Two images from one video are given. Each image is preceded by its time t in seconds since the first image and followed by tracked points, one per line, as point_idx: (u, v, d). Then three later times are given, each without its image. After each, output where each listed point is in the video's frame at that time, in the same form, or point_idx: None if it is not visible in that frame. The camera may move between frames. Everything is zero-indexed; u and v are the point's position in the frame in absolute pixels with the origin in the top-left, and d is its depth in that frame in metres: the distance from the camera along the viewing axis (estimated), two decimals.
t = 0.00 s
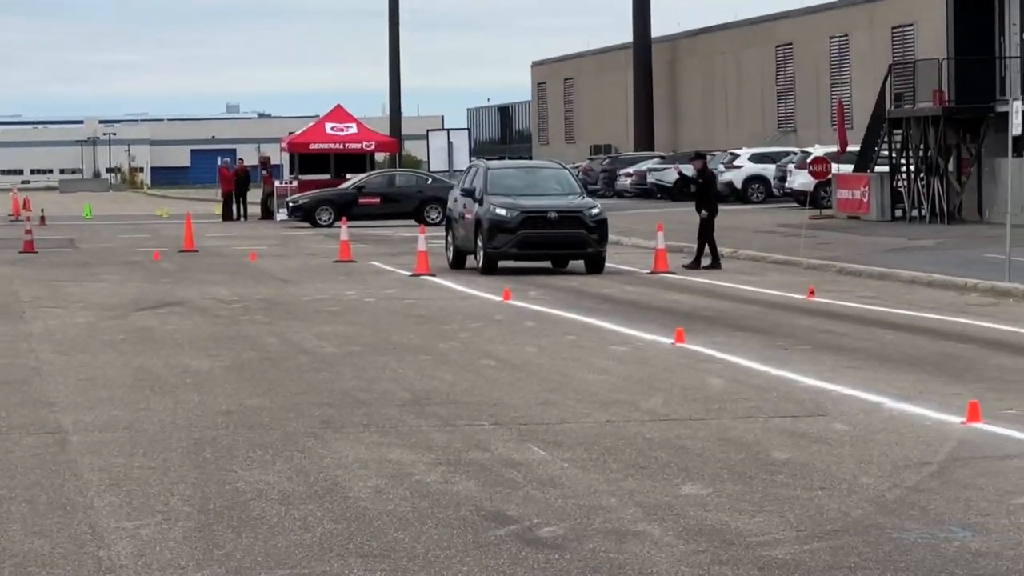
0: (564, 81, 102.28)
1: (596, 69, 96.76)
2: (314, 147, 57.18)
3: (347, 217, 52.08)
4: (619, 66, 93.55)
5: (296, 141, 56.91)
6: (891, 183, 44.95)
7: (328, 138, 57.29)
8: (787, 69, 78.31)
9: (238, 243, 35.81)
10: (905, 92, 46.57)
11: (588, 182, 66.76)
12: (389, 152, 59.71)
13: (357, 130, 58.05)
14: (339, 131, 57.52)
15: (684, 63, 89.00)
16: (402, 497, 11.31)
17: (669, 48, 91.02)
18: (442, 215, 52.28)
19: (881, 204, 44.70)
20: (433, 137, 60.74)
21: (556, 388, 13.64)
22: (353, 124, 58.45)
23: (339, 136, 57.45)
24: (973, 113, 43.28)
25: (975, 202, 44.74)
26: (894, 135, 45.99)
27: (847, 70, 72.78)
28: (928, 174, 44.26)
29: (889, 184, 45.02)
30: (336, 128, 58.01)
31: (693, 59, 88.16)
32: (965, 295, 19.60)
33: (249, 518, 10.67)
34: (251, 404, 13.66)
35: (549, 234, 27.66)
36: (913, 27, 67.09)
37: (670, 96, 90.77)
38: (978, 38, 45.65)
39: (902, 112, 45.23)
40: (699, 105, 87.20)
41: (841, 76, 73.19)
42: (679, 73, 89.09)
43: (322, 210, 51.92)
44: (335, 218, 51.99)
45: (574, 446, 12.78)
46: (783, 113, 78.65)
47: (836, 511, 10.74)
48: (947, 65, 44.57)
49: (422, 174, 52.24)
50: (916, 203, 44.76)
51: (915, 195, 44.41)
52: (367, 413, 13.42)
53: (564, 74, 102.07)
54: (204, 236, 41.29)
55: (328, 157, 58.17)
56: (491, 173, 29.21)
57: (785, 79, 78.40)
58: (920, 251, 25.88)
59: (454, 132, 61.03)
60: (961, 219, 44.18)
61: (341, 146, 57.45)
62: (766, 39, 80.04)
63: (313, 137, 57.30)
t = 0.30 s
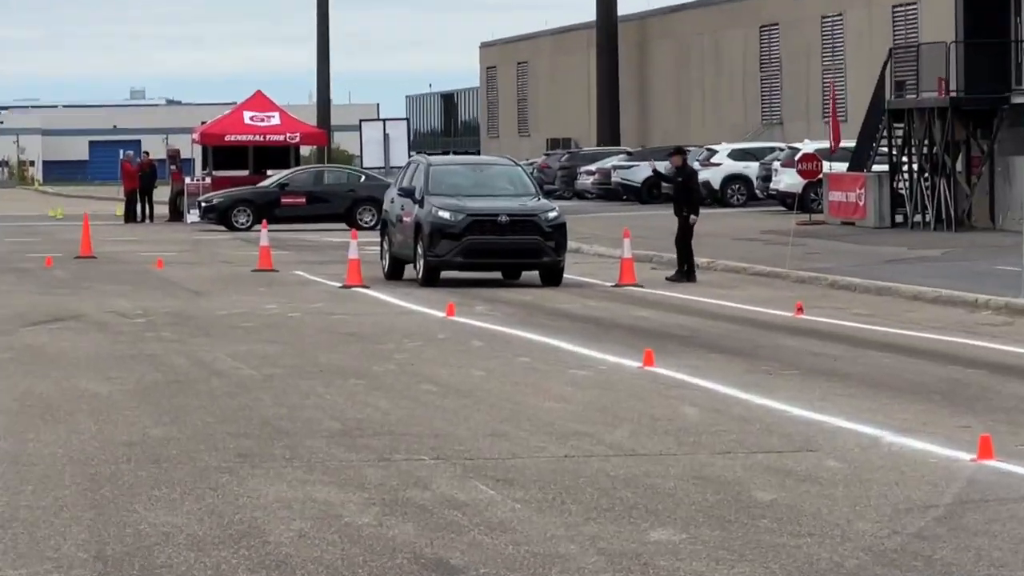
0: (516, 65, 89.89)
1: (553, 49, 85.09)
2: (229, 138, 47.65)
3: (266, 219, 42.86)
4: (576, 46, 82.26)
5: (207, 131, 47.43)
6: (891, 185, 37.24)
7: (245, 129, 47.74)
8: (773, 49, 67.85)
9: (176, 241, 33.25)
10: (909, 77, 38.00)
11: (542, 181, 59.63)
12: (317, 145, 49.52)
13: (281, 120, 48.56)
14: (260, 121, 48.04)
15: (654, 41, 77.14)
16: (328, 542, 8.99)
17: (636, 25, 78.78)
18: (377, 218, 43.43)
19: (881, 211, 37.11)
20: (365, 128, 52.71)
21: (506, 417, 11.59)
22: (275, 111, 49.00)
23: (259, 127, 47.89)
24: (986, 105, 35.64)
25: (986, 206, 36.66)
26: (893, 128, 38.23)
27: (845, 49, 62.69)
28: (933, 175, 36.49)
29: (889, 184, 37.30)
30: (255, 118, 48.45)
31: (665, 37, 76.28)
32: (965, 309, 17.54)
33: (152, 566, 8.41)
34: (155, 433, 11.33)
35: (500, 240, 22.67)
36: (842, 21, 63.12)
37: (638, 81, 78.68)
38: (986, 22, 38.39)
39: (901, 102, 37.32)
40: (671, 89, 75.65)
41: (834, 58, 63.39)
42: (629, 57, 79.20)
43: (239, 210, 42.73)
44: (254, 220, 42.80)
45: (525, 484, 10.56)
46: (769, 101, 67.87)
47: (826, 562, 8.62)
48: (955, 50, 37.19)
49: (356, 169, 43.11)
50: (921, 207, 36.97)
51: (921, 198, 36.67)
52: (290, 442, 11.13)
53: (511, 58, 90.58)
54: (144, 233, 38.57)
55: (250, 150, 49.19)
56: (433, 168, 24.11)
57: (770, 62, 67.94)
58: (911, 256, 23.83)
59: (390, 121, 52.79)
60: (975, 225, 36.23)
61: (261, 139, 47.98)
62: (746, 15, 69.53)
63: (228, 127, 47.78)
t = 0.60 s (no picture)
0: (491, 65, 84.05)
1: (531, 50, 79.80)
2: (167, 148, 41.96)
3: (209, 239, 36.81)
4: (555, 50, 77.39)
5: (143, 140, 41.87)
6: (908, 201, 31.31)
7: (187, 138, 42.12)
8: (776, 49, 62.39)
9: (133, 252, 31.03)
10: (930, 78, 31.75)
11: (518, 196, 53.92)
12: (268, 156, 43.86)
13: (226, 127, 43.01)
14: (202, 127, 42.37)
15: (642, 41, 71.59)
16: None
17: (625, 21, 72.93)
18: (334, 237, 37.23)
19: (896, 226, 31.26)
20: (321, 136, 46.92)
21: (479, 460, 10.10)
22: (221, 117, 43.44)
23: (201, 134, 42.23)
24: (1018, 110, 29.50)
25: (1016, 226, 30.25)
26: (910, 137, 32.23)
27: (853, 50, 57.78)
28: (954, 188, 30.60)
29: (907, 198, 31.30)
30: (198, 124, 42.71)
31: (655, 36, 70.65)
32: (993, 337, 15.83)
33: None
34: (84, 479, 9.28)
35: (472, 263, 19.26)
36: (853, 17, 57.87)
37: (624, 85, 73.08)
38: (1013, 19, 33.32)
39: (921, 105, 31.36)
40: (661, 94, 70.16)
41: (842, 61, 58.29)
42: (613, 57, 73.65)
43: (179, 226, 36.62)
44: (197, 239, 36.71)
45: (501, 533, 9.02)
46: (769, 108, 62.72)
47: None
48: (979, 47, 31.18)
49: (311, 182, 37.10)
50: (947, 224, 30.89)
51: (945, 215, 30.63)
52: (238, 488, 9.35)
53: (483, 60, 84.98)
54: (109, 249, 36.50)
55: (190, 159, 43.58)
56: (396, 180, 20.63)
57: (771, 62, 62.59)
58: (925, 277, 22.08)
59: (350, 129, 46.90)
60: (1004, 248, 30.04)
61: (204, 147, 42.16)
62: (742, 14, 64.37)
63: (167, 135, 42.11)
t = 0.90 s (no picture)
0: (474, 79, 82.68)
1: (514, 67, 78.47)
2: (142, 163, 40.36)
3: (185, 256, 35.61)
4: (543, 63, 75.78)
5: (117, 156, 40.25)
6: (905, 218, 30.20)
7: (161, 152, 40.40)
8: (769, 62, 61.51)
9: (109, 270, 30.35)
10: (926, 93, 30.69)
11: (504, 212, 52.90)
12: (245, 171, 42.04)
13: (202, 143, 41.27)
14: (177, 144, 40.71)
15: (630, 55, 70.12)
16: None
17: (613, 33, 71.51)
18: (314, 255, 36.00)
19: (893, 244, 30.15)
20: (300, 151, 43.34)
21: (461, 486, 9.74)
22: (199, 132, 41.64)
23: (176, 151, 40.58)
24: (1017, 125, 28.47)
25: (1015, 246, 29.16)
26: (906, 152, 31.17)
27: (847, 62, 56.94)
28: (950, 206, 29.54)
29: (903, 217, 30.23)
30: (173, 138, 41.03)
31: (643, 51, 69.31)
32: (990, 361, 15.44)
33: None
34: (52, 504, 8.72)
35: (455, 282, 18.74)
36: (848, 30, 57.07)
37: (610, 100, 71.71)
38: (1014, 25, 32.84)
39: (919, 121, 30.15)
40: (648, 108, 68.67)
41: (836, 74, 57.45)
42: (600, 71, 72.32)
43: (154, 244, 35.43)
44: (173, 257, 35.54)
45: (482, 561, 8.64)
46: (761, 125, 61.73)
47: None
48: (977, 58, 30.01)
49: (289, 199, 35.96)
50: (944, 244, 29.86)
51: (942, 234, 29.60)
52: (212, 515, 8.91)
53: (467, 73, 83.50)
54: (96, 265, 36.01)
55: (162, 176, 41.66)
56: (376, 198, 20.07)
57: (764, 75, 61.64)
58: (921, 296, 21.66)
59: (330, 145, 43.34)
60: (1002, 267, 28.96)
61: (179, 162, 40.45)
62: (732, 28, 63.36)
63: (142, 150, 40.49)
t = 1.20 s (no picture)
0: (469, 82, 81.52)
1: (508, 70, 77.29)
2: (135, 165, 40.62)
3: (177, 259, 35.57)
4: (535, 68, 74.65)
5: (110, 158, 40.51)
6: (896, 223, 30.54)
7: (155, 154, 40.77)
8: (762, 68, 60.29)
9: (102, 273, 30.23)
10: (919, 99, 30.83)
11: (495, 216, 52.99)
12: (236, 173, 42.52)
13: (194, 145, 41.52)
14: (168, 145, 40.98)
15: (624, 58, 68.92)
16: None
17: (606, 37, 70.35)
18: (305, 257, 35.95)
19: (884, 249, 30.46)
20: (292, 154, 42.71)
21: (446, 487, 9.79)
22: (190, 134, 41.93)
23: (168, 152, 40.87)
24: (1008, 129, 28.61)
25: (1005, 251, 29.46)
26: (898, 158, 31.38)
27: (840, 68, 55.64)
28: (942, 211, 29.74)
29: (894, 222, 30.53)
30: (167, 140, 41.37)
31: (636, 54, 68.09)
32: (980, 368, 15.40)
33: None
34: (36, 504, 8.78)
35: (444, 285, 18.69)
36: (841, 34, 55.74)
37: (605, 104, 70.61)
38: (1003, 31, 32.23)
39: (912, 125, 30.31)
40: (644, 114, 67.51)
41: (829, 80, 56.20)
42: (594, 75, 71.09)
43: (146, 246, 35.42)
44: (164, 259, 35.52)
45: (461, 564, 8.67)
46: (753, 130, 60.60)
47: None
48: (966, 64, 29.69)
49: (280, 202, 35.93)
50: (934, 249, 30.17)
51: (932, 239, 29.92)
52: (196, 516, 8.96)
53: (462, 77, 82.38)
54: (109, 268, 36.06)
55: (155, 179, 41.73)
56: (367, 201, 20.02)
57: (757, 79, 60.45)
58: (915, 302, 21.58)
59: (323, 147, 42.68)
60: (993, 272, 29.27)
61: (172, 164, 40.80)
62: (725, 32, 62.21)
63: (135, 152, 40.76)
